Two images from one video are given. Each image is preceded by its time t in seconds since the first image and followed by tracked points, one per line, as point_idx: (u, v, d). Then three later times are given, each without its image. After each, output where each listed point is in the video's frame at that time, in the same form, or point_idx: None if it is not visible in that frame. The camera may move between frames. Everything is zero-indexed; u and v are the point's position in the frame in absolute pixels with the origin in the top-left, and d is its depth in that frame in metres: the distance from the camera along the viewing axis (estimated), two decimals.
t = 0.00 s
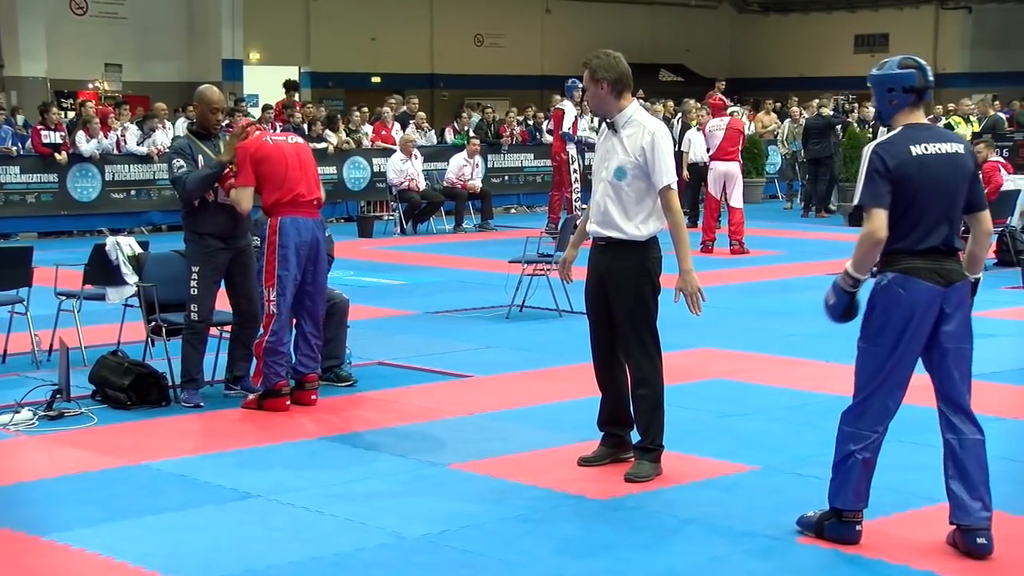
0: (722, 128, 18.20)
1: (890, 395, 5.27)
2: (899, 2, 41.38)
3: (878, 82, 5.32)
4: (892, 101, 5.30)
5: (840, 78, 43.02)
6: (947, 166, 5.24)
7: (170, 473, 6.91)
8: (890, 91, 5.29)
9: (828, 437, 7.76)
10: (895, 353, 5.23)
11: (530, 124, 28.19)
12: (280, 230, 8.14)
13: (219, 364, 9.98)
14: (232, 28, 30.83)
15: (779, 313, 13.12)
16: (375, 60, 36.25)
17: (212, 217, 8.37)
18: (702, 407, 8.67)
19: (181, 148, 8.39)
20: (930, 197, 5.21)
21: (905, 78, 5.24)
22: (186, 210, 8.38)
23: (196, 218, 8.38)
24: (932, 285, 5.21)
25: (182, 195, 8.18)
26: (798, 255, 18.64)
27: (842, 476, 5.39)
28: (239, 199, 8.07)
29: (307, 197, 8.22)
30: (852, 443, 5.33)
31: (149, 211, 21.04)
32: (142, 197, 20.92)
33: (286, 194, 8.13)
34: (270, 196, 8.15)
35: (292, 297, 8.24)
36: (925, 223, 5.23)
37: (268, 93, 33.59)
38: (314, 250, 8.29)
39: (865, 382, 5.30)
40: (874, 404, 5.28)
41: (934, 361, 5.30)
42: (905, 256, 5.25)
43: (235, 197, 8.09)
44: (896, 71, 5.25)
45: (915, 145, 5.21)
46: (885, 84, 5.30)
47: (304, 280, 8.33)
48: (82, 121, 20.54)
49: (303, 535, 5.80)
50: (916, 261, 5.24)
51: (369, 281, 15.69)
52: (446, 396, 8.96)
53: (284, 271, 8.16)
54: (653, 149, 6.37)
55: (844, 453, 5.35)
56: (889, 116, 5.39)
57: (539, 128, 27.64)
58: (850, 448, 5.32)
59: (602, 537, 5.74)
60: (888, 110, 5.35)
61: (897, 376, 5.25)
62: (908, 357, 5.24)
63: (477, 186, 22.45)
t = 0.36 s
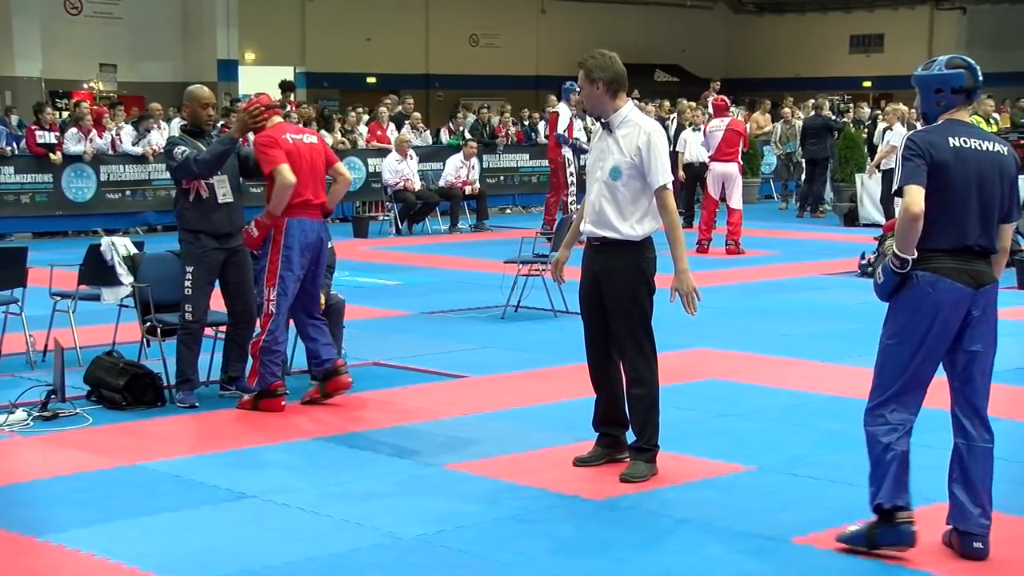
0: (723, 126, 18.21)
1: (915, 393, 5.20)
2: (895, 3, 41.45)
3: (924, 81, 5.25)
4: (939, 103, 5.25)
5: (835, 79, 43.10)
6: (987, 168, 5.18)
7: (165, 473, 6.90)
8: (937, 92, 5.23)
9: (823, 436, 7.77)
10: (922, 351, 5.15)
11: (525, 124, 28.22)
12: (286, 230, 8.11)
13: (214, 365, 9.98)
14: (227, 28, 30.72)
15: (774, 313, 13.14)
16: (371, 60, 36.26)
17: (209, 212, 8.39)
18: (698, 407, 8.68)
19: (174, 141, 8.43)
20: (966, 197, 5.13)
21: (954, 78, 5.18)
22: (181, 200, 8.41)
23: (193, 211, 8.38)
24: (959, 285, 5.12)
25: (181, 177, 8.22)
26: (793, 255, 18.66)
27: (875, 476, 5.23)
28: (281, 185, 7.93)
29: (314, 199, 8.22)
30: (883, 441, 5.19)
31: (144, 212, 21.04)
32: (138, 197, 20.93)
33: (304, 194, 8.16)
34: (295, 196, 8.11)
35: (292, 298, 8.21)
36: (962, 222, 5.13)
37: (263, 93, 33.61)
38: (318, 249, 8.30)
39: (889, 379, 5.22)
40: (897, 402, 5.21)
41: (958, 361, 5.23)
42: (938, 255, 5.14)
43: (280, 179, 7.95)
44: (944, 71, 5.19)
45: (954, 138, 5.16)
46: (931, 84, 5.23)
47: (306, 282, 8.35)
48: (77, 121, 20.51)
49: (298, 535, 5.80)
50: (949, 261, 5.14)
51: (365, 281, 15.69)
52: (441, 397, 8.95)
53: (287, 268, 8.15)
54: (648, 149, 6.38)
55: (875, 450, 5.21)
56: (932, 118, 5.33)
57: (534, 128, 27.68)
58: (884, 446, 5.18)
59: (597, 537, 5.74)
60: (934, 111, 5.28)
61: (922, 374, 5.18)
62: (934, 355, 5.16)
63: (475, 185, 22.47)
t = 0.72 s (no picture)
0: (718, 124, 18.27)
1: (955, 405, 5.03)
2: (888, 3, 41.51)
3: (918, 77, 5.14)
4: (932, 100, 5.14)
5: (828, 79, 43.18)
6: (984, 169, 5.06)
7: (158, 473, 6.90)
8: (931, 89, 5.12)
9: (817, 436, 7.79)
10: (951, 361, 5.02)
11: (519, 125, 28.22)
12: (326, 232, 8.12)
13: (208, 365, 9.99)
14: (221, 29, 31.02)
15: (769, 313, 13.17)
16: (365, 60, 36.25)
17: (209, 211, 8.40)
18: (692, 407, 8.69)
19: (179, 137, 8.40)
20: (967, 200, 5.03)
21: (949, 76, 5.07)
22: (181, 197, 8.40)
23: (194, 209, 8.38)
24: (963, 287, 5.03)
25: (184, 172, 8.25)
26: (787, 255, 18.72)
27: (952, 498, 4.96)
28: (338, 178, 7.94)
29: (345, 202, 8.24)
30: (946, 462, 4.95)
31: (138, 212, 21.00)
32: (132, 197, 20.88)
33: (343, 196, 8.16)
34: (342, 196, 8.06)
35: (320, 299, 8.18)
36: (965, 228, 5.04)
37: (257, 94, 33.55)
38: (344, 254, 8.32)
39: (930, 398, 5.02)
40: (941, 418, 5.01)
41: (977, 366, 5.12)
42: (938, 258, 5.04)
43: (337, 176, 7.94)
44: (938, 67, 5.08)
45: (954, 143, 5.04)
46: (925, 81, 5.12)
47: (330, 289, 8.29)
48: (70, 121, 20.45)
49: (291, 536, 5.80)
50: (952, 262, 5.03)
51: (359, 281, 15.68)
52: (435, 397, 8.95)
53: (320, 270, 8.13)
54: (643, 149, 6.39)
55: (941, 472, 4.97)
56: (927, 114, 5.22)
57: (527, 128, 27.69)
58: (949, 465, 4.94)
59: (591, 537, 5.74)
60: (927, 108, 5.18)
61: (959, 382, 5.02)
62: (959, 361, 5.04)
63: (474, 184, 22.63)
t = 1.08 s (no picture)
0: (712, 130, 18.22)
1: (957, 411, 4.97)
2: (879, 4, 41.58)
3: (881, 82, 5.04)
4: (896, 104, 5.03)
5: (818, 80, 43.25)
6: (968, 167, 4.98)
7: (149, 473, 6.88)
8: (894, 93, 5.02)
9: (809, 436, 7.80)
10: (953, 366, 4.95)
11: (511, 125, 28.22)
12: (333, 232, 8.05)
13: (200, 365, 9.98)
14: (212, 29, 30.68)
15: (761, 313, 13.18)
16: (356, 60, 36.23)
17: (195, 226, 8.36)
18: (684, 407, 8.69)
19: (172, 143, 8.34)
20: (957, 201, 4.94)
21: (910, 80, 4.97)
22: (171, 204, 8.36)
23: (184, 216, 8.35)
24: (969, 290, 4.96)
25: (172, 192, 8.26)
26: (779, 255, 18.75)
27: (950, 505, 4.92)
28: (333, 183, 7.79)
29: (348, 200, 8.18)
30: (945, 468, 4.90)
31: (129, 212, 20.98)
32: (123, 198, 20.85)
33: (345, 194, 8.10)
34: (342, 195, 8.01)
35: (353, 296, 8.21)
36: (964, 228, 4.97)
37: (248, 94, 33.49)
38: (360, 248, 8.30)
39: (931, 406, 4.95)
40: (943, 424, 4.94)
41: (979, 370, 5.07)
42: (944, 264, 4.96)
43: (332, 178, 7.80)
44: (901, 72, 4.99)
45: (938, 148, 4.91)
46: (888, 86, 5.03)
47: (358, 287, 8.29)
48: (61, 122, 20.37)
49: (284, 536, 5.78)
50: (957, 266, 4.95)
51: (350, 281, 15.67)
52: (426, 397, 8.94)
53: (344, 269, 8.13)
54: (636, 149, 6.39)
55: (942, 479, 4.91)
56: (891, 120, 5.11)
57: (519, 128, 27.70)
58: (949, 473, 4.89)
59: (583, 537, 5.74)
60: (891, 113, 5.07)
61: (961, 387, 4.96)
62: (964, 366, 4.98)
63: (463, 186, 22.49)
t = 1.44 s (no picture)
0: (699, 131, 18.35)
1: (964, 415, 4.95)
2: (869, 4, 41.69)
3: (874, 83, 5.06)
4: (889, 105, 5.03)
5: (808, 80, 43.35)
6: (966, 167, 4.97)
7: (140, 473, 6.87)
8: (888, 95, 5.02)
9: (799, 436, 7.81)
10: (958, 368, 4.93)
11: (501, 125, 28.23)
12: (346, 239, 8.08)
13: (191, 365, 9.97)
14: (203, 29, 30.69)
15: (752, 313, 13.20)
16: (346, 60, 36.23)
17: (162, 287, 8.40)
18: (675, 406, 8.70)
19: (159, 187, 8.29)
20: (956, 200, 4.93)
21: (905, 81, 4.98)
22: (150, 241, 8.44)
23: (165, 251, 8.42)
24: (971, 290, 4.95)
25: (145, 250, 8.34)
26: (770, 256, 18.79)
27: (950, 507, 4.93)
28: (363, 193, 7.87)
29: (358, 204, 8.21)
30: (949, 471, 4.90)
31: (119, 212, 20.96)
32: (113, 198, 20.80)
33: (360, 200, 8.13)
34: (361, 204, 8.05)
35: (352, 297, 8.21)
36: (963, 229, 4.97)
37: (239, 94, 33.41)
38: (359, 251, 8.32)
39: (936, 408, 4.94)
40: (949, 429, 4.93)
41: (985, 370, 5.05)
42: (945, 265, 4.95)
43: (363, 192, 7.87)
44: (894, 72, 4.99)
45: (939, 151, 4.89)
46: (881, 87, 5.03)
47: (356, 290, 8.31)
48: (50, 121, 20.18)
49: (275, 536, 5.78)
50: (960, 267, 4.95)
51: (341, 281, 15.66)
52: (417, 397, 8.94)
53: (346, 270, 8.14)
54: (628, 149, 6.39)
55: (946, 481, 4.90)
56: (885, 122, 5.12)
57: (510, 128, 27.72)
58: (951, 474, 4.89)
59: (573, 537, 5.74)
60: (885, 115, 5.07)
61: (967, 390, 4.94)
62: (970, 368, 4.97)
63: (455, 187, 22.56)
